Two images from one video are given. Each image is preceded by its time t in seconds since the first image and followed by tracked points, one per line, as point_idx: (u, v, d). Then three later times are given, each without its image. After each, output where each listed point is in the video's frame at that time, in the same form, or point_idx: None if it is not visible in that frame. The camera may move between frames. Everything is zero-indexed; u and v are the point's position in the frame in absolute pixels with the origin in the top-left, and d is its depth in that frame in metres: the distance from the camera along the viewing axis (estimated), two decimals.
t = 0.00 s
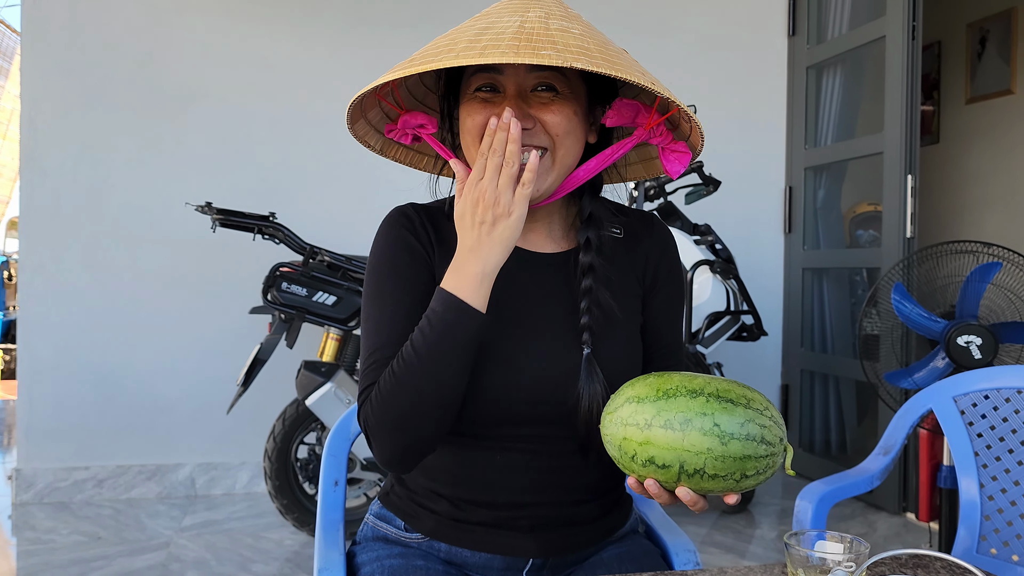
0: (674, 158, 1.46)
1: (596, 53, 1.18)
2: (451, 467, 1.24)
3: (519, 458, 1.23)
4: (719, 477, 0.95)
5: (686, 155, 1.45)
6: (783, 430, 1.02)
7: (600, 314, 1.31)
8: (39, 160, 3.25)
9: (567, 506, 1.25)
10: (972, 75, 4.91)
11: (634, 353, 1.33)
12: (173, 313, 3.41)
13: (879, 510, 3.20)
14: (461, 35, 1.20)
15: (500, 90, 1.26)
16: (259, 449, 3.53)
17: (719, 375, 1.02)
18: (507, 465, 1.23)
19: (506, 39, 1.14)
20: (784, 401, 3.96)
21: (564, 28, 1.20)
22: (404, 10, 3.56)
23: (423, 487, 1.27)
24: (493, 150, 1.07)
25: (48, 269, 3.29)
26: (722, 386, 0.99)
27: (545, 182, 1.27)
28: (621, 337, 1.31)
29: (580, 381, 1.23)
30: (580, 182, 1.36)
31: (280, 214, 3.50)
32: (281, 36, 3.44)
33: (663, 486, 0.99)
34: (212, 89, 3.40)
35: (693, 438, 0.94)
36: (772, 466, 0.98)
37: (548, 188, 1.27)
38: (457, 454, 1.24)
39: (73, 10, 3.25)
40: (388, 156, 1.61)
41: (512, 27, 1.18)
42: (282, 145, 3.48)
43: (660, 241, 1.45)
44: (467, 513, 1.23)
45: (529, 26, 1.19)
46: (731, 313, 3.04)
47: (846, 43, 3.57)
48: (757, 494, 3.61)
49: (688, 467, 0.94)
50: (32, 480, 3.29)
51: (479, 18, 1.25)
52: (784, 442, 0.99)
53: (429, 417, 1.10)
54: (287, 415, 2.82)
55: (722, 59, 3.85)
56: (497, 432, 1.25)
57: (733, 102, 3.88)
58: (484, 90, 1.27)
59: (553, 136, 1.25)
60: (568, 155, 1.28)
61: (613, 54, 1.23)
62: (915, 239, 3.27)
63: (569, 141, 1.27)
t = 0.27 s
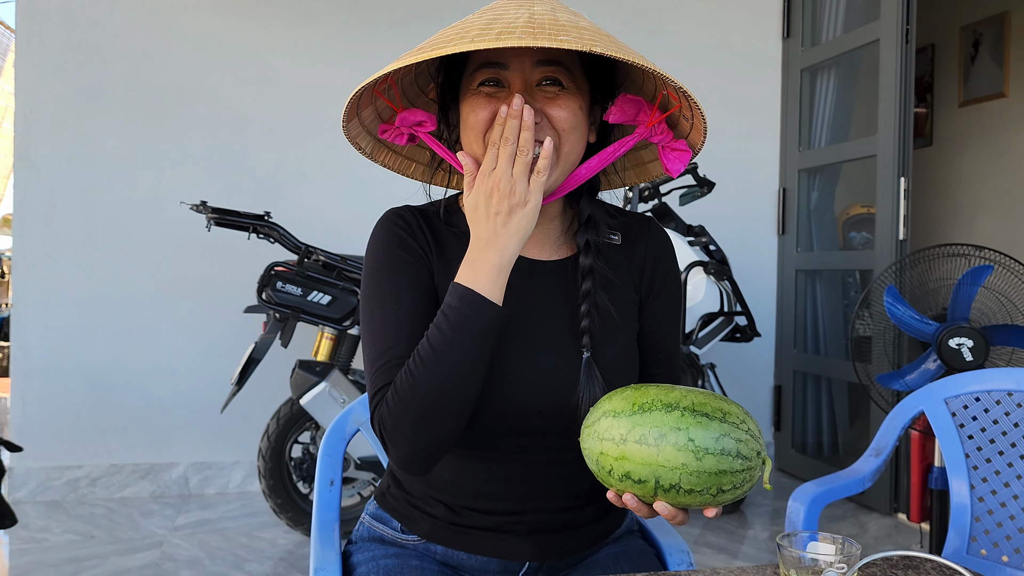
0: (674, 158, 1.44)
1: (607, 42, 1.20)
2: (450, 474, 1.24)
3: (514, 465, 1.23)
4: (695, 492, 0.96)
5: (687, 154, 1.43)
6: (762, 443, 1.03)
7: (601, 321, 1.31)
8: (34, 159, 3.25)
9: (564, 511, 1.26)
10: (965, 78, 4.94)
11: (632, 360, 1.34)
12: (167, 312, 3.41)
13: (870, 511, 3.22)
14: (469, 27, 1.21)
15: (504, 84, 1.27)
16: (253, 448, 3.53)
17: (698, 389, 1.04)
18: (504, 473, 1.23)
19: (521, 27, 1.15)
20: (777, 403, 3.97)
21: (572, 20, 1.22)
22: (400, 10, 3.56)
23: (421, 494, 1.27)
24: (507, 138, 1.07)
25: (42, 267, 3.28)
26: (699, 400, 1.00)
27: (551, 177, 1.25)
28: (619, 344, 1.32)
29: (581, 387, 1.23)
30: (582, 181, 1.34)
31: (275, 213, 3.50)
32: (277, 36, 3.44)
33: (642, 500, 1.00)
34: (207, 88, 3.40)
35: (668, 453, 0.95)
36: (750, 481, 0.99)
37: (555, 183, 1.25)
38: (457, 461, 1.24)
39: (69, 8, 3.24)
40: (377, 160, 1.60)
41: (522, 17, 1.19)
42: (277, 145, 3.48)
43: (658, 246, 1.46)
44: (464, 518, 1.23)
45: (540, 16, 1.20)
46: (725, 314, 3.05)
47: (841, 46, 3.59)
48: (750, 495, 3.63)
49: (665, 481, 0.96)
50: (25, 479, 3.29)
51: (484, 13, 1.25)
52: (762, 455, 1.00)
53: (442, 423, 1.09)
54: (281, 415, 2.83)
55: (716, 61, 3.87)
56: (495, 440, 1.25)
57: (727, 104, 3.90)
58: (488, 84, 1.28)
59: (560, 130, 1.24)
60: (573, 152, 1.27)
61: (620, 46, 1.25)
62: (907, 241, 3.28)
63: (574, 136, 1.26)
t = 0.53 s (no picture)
0: (675, 153, 1.46)
1: (600, 36, 1.21)
2: (450, 476, 1.25)
3: (513, 467, 1.24)
4: (684, 500, 0.97)
5: (687, 149, 1.45)
6: (756, 449, 1.03)
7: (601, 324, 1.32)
8: (30, 157, 3.25)
9: (562, 513, 1.27)
10: (960, 79, 4.95)
11: (630, 363, 1.34)
12: (163, 311, 3.41)
13: (865, 510, 3.23)
14: (463, 27, 1.22)
15: (501, 84, 1.28)
16: (249, 446, 3.53)
17: (692, 395, 1.03)
18: (503, 475, 1.24)
19: (512, 26, 1.16)
20: (772, 403, 3.99)
21: (566, 17, 1.22)
22: (397, 9, 3.56)
23: (420, 496, 1.28)
24: (498, 141, 1.07)
25: (38, 265, 3.28)
26: (691, 408, 1.00)
27: (550, 175, 1.26)
28: (618, 346, 1.33)
29: (581, 388, 1.24)
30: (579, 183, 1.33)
31: (272, 212, 3.50)
32: (274, 35, 3.44)
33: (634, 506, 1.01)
34: (204, 87, 3.39)
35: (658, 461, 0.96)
36: (741, 489, 0.99)
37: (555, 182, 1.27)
38: (456, 463, 1.25)
39: (65, 6, 3.24)
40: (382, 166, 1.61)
41: (515, 16, 1.20)
42: (274, 144, 3.48)
43: (658, 249, 1.46)
44: (463, 521, 1.24)
45: (532, 14, 1.20)
46: (721, 314, 3.06)
47: (837, 47, 3.60)
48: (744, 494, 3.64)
49: (654, 489, 0.96)
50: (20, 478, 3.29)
51: (478, 13, 1.26)
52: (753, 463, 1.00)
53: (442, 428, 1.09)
54: (277, 413, 2.83)
55: (712, 62, 3.88)
56: (494, 443, 1.25)
57: (723, 105, 3.91)
58: (486, 85, 1.28)
59: (558, 129, 1.26)
60: (571, 149, 1.28)
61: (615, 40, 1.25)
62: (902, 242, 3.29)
63: (572, 133, 1.27)
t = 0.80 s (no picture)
0: (672, 153, 1.45)
1: (551, 54, 1.18)
2: (450, 476, 1.25)
3: (512, 465, 1.24)
4: (682, 488, 0.97)
5: (682, 148, 1.43)
6: (750, 439, 1.04)
7: (604, 325, 1.31)
8: (26, 154, 3.24)
9: (561, 513, 1.27)
10: (956, 80, 4.97)
11: (630, 364, 1.35)
12: (160, 310, 3.40)
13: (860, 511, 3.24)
14: (432, 49, 1.26)
15: (481, 96, 1.29)
16: (245, 446, 3.53)
17: (687, 387, 1.05)
18: (502, 473, 1.24)
19: (461, 51, 1.19)
20: (768, 403, 4.00)
21: (527, 32, 1.22)
22: (395, 9, 3.55)
23: (419, 493, 1.28)
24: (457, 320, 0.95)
25: (34, 263, 3.27)
26: (686, 397, 1.02)
27: (533, 189, 1.29)
28: (619, 348, 1.33)
29: (581, 385, 1.25)
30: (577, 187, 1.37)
31: (269, 211, 3.50)
32: (271, 34, 3.44)
33: (634, 499, 1.02)
34: (201, 86, 3.39)
35: (654, 450, 0.97)
36: (735, 477, 1.00)
37: (536, 195, 1.29)
38: (455, 462, 1.25)
39: (62, 4, 3.23)
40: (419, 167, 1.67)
41: (475, 36, 1.22)
42: (271, 143, 3.47)
43: (662, 251, 1.46)
44: (461, 517, 1.24)
45: (491, 34, 1.22)
46: (717, 314, 3.07)
47: (833, 48, 3.60)
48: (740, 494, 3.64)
49: (652, 478, 0.97)
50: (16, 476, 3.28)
51: (458, 30, 1.29)
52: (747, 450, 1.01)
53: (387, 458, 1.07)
54: (274, 413, 2.82)
55: (709, 63, 3.89)
56: (494, 441, 1.25)
57: (720, 106, 3.92)
58: (468, 98, 1.30)
59: (532, 141, 1.27)
60: (553, 159, 1.29)
61: (579, 53, 1.22)
62: (898, 243, 3.30)
63: (549, 145, 1.27)
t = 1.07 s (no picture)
0: (665, 161, 1.42)
1: (542, 72, 1.17)
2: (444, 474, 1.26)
3: (507, 464, 1.25)
4: (677, 494, 0.97)
5: (676, 157, 1.40)
6: (753, 457, 1.03)
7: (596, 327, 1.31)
8: (24, 153, 3.23)
9: (557, 510, 1.28)
10: (954, 81, 4.97)
11: (624, 364, 1.35)
12: (158, 310, 3.40)
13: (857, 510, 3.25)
14: (423, 61, 1.25)
15: (474, 104, 1.28)
16: (243, 445, 3.53)
17: (693, 396, 1.04)
18: (497, 472, 1.24)
19: (451, 68, 1.18)
20: (766, 403, 4.00)
21: (517, 45, 1.21)
22: (393, 8, 3.55)
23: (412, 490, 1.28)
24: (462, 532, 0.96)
25: (31, 262, 3.27)
26: (690, 405, 1.01)
27: (525, 197, 1.29)
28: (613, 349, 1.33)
29: (575, 383, 1.23)
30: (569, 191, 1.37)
31: (267, 210, 3.49)
32: (269, 33, 3.43)
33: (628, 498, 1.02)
34: (199, 86, 3.38)
35: (651, 452, 0.97)
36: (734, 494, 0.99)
37: (529, 202, 1.29)
38: (449, 460, 1.26)
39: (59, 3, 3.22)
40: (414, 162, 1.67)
41: (466, 50, 1.21)
42: (269, 142, 3.47)
43: (656, 251, 1.46)
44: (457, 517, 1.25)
45: (481, 48, 1.21)
46: (715, 315, 3.07)
47: (832, 49, 3.61)
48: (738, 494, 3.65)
49: (647, 482, 0.97)
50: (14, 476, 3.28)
51: (450, 37, 1.28)
52: (750, 469, 1.01)
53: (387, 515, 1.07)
54: (272, 412, 2.82)
55: (708, 63, 3.89)
56: (487, 439, 1.24)
57: (719, 106, 3.92)
58: (461, 105, 1.29)
59: (525, 150, 1.26)
60: (546, 166, 1.29)
61: (571, 66, 1.21)
62: (896, 244, 3.31)
63: (542, 153, 1.27)
